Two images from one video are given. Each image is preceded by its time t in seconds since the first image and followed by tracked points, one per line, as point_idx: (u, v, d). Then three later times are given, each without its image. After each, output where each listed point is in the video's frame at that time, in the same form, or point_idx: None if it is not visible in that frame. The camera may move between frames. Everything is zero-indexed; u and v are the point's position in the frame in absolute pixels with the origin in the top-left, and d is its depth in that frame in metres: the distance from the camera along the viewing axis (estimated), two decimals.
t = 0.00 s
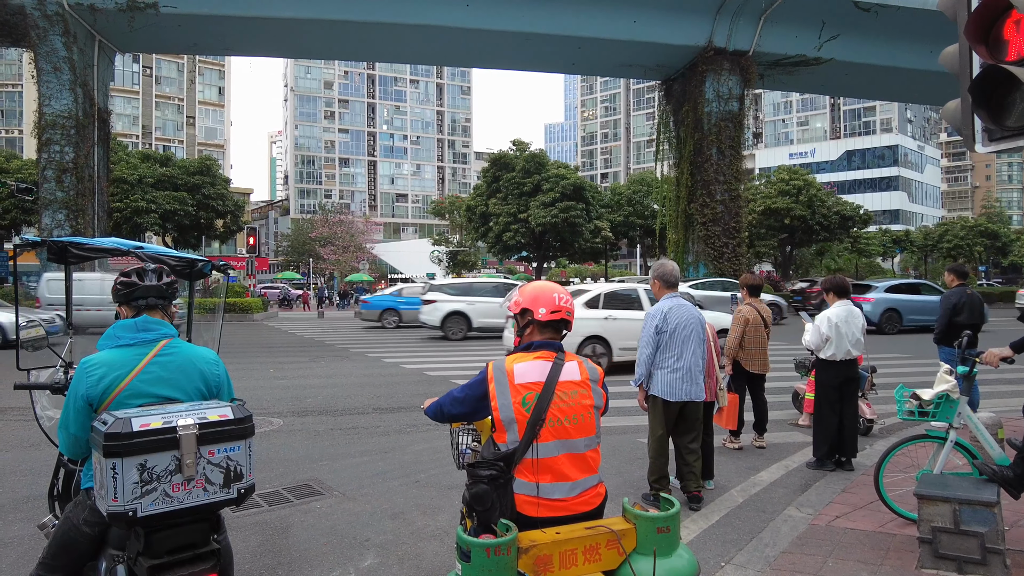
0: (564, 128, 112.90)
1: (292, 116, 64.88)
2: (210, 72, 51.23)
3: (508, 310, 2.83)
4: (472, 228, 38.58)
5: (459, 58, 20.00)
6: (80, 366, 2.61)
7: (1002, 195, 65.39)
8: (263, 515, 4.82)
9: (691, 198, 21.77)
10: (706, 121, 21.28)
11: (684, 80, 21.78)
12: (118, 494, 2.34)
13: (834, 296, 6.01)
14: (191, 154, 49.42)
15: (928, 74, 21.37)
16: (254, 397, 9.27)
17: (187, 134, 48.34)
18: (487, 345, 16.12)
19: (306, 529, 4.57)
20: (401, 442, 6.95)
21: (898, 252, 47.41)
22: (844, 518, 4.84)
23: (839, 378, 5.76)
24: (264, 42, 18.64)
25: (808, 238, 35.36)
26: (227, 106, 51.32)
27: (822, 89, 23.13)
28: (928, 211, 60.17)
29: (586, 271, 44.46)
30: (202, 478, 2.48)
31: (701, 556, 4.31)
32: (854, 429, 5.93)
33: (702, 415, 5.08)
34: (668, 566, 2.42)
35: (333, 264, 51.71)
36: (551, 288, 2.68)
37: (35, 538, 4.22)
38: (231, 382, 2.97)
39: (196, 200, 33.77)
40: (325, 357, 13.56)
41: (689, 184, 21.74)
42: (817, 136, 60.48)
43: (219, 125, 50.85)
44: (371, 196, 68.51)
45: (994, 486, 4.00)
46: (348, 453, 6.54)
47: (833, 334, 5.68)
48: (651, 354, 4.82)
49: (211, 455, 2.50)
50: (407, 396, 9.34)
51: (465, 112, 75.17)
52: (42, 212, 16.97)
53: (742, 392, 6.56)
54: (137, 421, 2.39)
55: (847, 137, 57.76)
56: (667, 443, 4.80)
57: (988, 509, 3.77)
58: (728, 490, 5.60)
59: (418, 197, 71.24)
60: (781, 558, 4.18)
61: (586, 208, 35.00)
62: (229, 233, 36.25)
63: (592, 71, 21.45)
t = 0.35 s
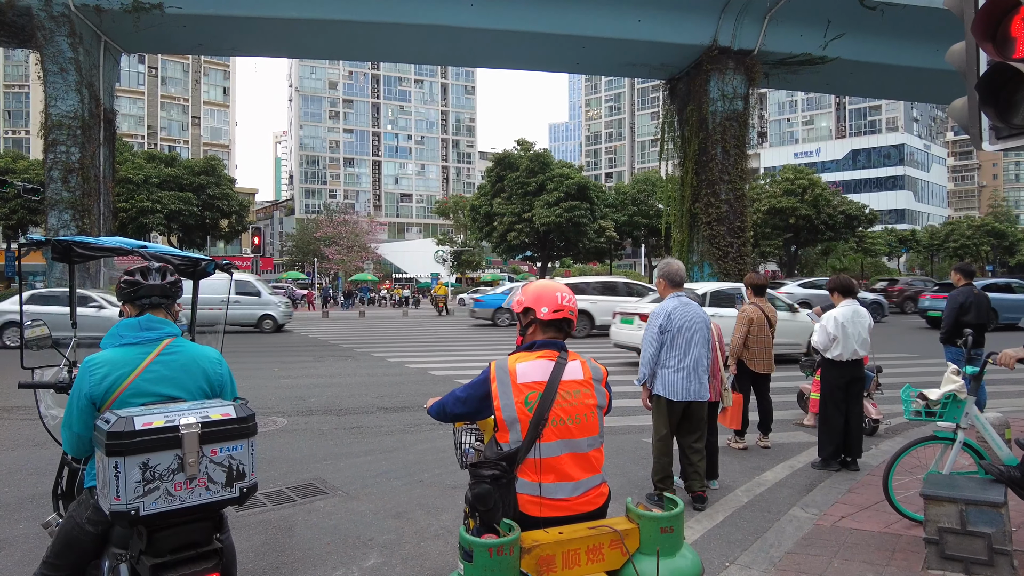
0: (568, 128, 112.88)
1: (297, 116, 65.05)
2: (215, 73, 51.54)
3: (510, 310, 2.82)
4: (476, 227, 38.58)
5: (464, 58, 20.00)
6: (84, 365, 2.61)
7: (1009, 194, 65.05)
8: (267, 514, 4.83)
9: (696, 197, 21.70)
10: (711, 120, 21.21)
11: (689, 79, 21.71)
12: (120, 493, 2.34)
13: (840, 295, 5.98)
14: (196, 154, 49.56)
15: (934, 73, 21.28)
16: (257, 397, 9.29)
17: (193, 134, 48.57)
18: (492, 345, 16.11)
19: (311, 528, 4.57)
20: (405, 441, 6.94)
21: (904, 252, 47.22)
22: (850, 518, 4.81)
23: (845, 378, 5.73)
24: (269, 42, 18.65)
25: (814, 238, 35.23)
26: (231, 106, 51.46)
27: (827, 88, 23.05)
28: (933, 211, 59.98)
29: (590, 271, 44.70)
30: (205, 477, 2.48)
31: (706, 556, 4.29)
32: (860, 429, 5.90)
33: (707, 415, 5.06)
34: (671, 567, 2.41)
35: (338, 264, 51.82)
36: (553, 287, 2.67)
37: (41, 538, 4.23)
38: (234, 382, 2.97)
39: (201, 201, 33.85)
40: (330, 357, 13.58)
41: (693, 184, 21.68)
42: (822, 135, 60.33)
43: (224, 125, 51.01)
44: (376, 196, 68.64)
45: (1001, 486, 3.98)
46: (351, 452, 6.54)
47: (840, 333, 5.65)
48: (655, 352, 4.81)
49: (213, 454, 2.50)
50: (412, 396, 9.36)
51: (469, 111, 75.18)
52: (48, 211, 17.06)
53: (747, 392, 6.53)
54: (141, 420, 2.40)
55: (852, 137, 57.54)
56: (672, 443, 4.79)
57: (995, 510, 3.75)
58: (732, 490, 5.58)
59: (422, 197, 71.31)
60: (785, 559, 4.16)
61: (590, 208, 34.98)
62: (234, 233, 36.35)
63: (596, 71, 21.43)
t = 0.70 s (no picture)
0: (570, 127, 112.88)
1: (299, 116, 65.05)
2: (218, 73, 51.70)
3: (511, 309, 2.80)
4: (478, 227, 38.53)
5: (465, 57, 19.97)
6: (84, 365, 2.60)
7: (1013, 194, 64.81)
8: (268, 514, 4.82)
9: (698, 197, 21.66)
10: (713, 120, 21.15)
11: (691, 78, 21.66)
12: (119, 494, 2.33)
13: (843, 294, 5.95)
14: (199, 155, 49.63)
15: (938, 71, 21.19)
16: (258, 396, 9.27)
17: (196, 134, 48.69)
18: (494, 345, 16.08)
19: (313, 528, 4.55)
20: (407, 441, 6.92)
21: (907, 251, 47.05)
22: (854, 519, 4.78)
23: (848, 378, 5.70)
24: (272, 42, 18.64)
25: (816, 237, 35.14)
26: (234, 106, 51.56)
27: (829, 87, 22.97)
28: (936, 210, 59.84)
29: (592, 271, 44.81)
30: (204, 477, 2.47)
31: (710, 557, 4.27)
32: (864, 429, 5.87)
33: (711, 415, 5.03)
34: (674, 568, 2.38)
35: (340, 264, 51.81)
36: (555, 286, 2.65)
37: (41, 538, 4.22)
38: (234, 382, 2.95)
39: (204, 201, 33.86)
40: (332, 357, 13.57)
41: (696, 183, 21.64)
42: (825, 134, 60.22)
43: (226, 125, 51.10)
44: (378, 195, 68.75)
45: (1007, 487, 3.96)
46: (352, 452, 6.52)
47: (844, 333, 5.62)
48: (658, 352, 4.78)
49: (213, 454, 2.49)
50: (414, 396, 9.34)
51: (471, 111, 75.15)
52: (52, 211, 17.13)
53: (750, 392, 6.50)
54: (139, 420, 2.38)
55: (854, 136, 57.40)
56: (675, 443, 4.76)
57: (1000, 511, 3.72)
58: (735, 491, 5.55)
59: (424, 197, 71.32)
60: (789, 560, 4.14)
61: (592, 208, 34.96)
62: (236, 233, 36.38)
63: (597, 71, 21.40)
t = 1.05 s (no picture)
0: (571, 128, 112.93)
1: (300, 116, 65.01)
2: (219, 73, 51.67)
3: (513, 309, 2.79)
4: (480, 227, 38.46)
5: (467, 57, 19.96)
6: (84, 365, 2.60)
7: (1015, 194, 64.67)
8: (269, 514, 4.81)
9: (700, 197, 21.63)
10: (714, 120, 21.16)
11: (693, 78, 21.65)
12: (120, 494, 2.32)
13: (845, 294, 5.94)
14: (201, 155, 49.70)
15: (940, 71, 21.14)
16: (260, 396, 9.26)
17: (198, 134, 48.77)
18: (496, 345, 16.07)
19: (313, 529, 4.54)
20: (408, 441, 6.92)
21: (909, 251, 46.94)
22: (856, 519, 4.77)
23: (851, 378, 5.68)
24: (274, 42, 18.63)
25: (818, 238, 35.06)
26: (235, 106, 51.61)
27: (831, 87, 22.93)
28: (938, 210, 59.74)
29: (593, 271, 44.88)
30: (205, 478, 2.46)
31: (712, 558, 4.26)
32: (866, 429, 5.85)
33: (712, 415, 5.03)
34: (676, 570, 2.37)
35: (341, 263, 51.87)
36: (556, 287, 2.64)
37: (43, 537, 4.22)
38: (235, 382, 2.95)
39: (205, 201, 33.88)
40: (333, 356, 13.57)
41: (697, 183, 21.62)
42: (827, 134, 60.14)
43: (227, 125, 51.10)
44: (379, 195, 68.85)
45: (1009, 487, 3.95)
46: (354, 452, 6.52)
47: (846, 333, 5.60)
48: (660, 352, 4.78)
49: (213, 455, 2.48)
50: (415, 396, 9.35)
51: (472, 111, 75.10)
52: (54, 211, 17.19)
53: (752, 392, 6.48)
54: (139, 420, 2.37)
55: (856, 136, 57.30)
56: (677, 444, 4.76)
57: (1004, 512, 3.70)
58: (737, 491, 5.54)
59: (426, 197, 71.39)
60: (791, 560, 4.13)
61: (593, 207, 34.91)
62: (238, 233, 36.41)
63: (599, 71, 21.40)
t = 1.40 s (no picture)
0: (573, 128, 112.96)
1: (301, 116, 64.91)
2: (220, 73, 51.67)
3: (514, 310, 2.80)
4: (481, 227, 38.44)
5: (468, 57, 19.97)
6: (87, 365, 2.61)
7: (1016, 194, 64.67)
8: (271, 514, 4.82)
9: (701, 197, 21.69)
10: (715, 121, 21.37)
11: (694, 78, 21.66)
12: (123, 494, 2.33)
13: (845, 295, 5.96)
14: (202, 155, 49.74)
15: (941, 71, 21.15)
16: (261, 396, 9.28)
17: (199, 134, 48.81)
18: (497, 345, 16.09)
19: (314, 528, 4.55)
20: (409, 441, 6.93)
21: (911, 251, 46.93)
22: (858, 520, 4.78)
23: (851, 378, 5.68)
24: (276, 42, 18.65)
25: (819, 237, 35.05)
26: (236, 106, 51.69)
27: (833, 87, 22.92)
28: (940, 210, 59.72)
29: (594, 270, 44.95)
30: (208, 478, 2.47)
31: (713, 558, 4.27)
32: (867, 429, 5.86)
33: (713, 416, 5.03)
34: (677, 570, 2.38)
35: (342, 263, 51.94)
36: (557, 287, 2.65)
37: (46, 537, 4.24)
38: (238, 382, 2.97)
39: (206, 201, 33.92)
40: (334, 357, 13.58)
41: (698, 183, 21.65)
42: (828, 134, 60.12)
43: (229, 125, 51.14)
44: (380, 195, 68.97)
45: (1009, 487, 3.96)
46: (355, 452, 6.53)
47: (846, 333, 5.61)
48: (661, 352, 4.79)
49: (216, 455, 2.49)
50: (417, 396, 9.36)
51: (473, 111, 75.12)
52: (55, 211, 17.25)
53: (753, 392, 6.48)
54: (143, 421, 2.38)
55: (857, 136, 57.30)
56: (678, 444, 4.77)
57: (1005, 512, 3.70)
58: (738, 491, 5.55)
59: (427, 197, 71.48)
60: (792, 561, 4.14)
61: (594, 207, 34.93)
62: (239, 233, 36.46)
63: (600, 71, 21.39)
